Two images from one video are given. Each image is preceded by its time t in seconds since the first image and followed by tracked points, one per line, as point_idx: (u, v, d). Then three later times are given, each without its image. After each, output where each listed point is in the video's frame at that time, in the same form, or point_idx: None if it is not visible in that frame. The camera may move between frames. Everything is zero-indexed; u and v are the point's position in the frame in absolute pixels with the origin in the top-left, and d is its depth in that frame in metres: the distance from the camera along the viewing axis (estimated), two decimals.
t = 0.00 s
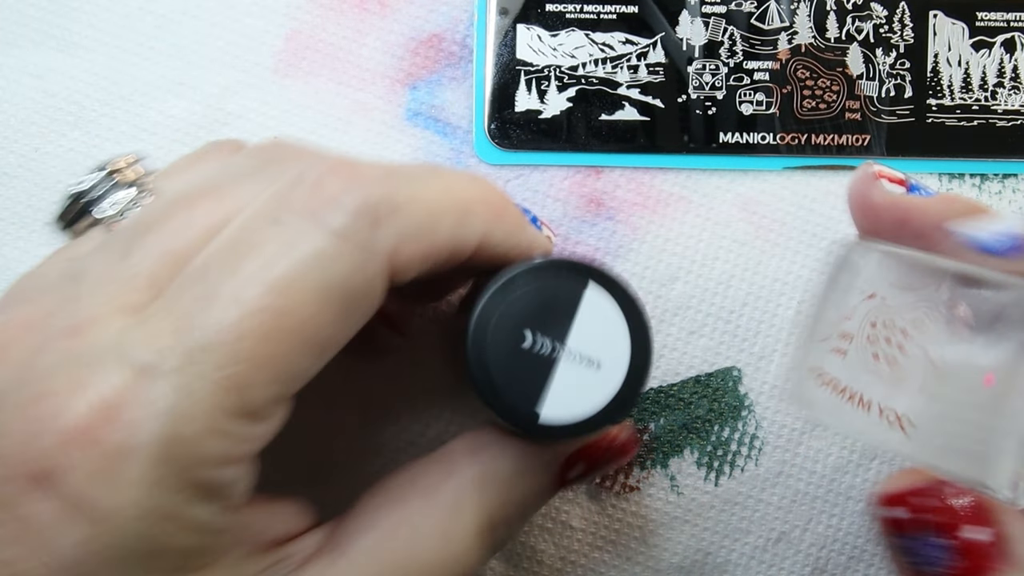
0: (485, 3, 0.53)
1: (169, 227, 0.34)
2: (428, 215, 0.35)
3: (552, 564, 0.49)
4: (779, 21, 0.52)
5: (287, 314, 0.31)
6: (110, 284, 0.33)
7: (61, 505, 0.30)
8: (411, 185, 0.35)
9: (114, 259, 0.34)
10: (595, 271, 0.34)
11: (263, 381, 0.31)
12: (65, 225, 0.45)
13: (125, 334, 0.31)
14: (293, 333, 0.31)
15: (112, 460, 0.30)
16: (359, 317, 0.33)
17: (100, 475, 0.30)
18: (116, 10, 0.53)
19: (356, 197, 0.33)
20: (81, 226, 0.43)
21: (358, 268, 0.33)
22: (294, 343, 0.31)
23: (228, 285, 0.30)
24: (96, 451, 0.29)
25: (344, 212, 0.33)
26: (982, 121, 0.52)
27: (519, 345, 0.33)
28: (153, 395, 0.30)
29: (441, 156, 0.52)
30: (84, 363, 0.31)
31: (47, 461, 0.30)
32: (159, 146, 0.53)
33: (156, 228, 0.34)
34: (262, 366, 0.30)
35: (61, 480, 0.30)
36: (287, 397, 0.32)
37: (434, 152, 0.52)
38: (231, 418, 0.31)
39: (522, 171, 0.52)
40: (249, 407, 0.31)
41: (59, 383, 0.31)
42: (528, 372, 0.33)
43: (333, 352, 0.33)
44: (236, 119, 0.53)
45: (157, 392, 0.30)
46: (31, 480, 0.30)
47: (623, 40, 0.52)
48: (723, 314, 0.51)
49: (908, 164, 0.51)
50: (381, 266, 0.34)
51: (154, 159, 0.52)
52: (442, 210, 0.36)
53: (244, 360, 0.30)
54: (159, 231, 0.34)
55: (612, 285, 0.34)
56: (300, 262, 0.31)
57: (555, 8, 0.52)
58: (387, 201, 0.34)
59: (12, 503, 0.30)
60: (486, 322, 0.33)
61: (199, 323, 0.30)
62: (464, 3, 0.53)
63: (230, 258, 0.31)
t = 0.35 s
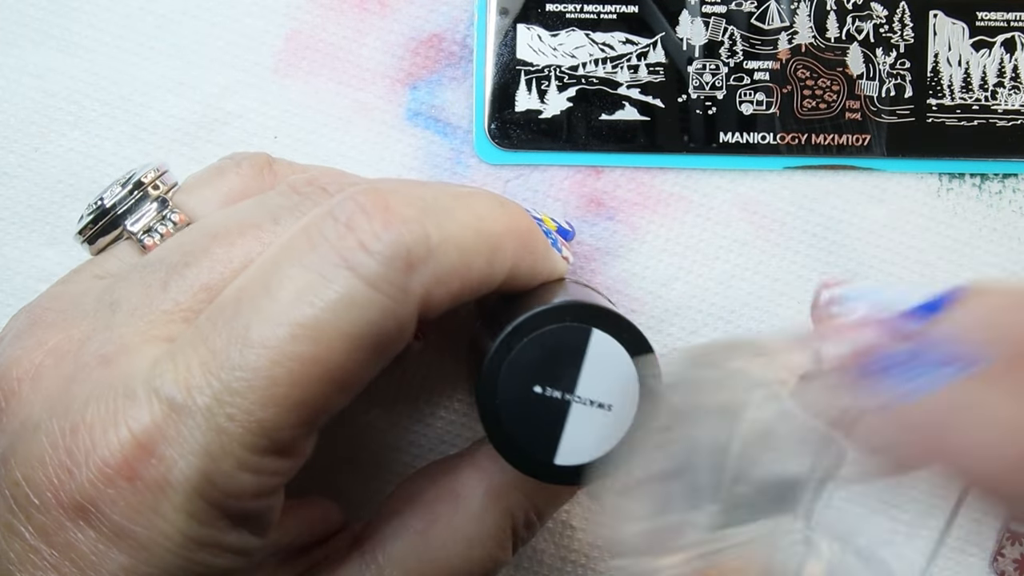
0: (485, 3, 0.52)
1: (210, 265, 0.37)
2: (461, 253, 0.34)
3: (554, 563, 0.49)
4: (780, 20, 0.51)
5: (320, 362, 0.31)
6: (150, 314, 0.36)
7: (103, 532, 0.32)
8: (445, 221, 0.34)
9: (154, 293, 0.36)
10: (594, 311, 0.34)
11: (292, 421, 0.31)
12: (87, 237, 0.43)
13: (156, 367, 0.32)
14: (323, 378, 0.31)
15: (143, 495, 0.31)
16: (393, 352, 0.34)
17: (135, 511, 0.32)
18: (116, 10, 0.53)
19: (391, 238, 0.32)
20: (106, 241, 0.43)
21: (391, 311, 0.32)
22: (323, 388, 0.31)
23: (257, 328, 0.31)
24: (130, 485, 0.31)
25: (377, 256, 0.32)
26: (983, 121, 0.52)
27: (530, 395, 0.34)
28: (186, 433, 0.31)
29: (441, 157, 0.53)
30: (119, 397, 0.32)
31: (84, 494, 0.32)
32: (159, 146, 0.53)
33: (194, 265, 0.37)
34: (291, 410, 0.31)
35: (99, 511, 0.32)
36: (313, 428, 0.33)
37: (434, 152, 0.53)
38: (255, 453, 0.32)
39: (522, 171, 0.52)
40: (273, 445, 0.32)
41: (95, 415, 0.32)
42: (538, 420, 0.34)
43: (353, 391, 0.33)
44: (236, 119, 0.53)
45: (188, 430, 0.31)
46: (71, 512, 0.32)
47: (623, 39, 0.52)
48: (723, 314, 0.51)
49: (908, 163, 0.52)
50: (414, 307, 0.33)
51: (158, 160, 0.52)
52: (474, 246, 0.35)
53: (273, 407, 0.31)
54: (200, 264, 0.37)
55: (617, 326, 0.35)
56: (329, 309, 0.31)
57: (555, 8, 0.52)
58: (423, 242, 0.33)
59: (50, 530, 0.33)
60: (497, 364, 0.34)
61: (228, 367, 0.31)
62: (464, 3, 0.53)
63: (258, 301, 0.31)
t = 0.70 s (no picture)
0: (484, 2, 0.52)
1: (214, 265, 0.36)
2: (467, 253, 0.35)
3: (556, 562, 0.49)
4: (780, 20, 0.51)
5: (328, 363, 0.30)
6: (153, 318, 0.35)
7: (113, 538, 0.32)
8: (450, 220, 0.34)
9: (157, 295, 0.36)
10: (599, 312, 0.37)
11: (300, 423, 0.31)
12: (87, 238, 0.43)
13: (162, 370, 0.32)
14: (331, 378, 0.31)
15: (153, 500, 0.31)
16: (399, 351, 0.34)
17: (145, 516, 0.31)
18: (116, 10, 0.53)
19: (396, 236, 0.32)
20: (107, 243, 0.43)
21: (399, 311, 0.32)
22: (330, 388, 0.31)
23: (264, 329, 0.30)
24: (140, 490, 0.31)
25: (384, 254, 0.31)
26: (983, 121, 0.52)
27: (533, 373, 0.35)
28: (197, 438, 0.30)
29: (441, 157, 0.53)
30: (126, 401, 0.32)
31: (93, 499, 0.31)
32: (158, 146, 0.53)
33: (198, 268, 0.36)
34: (299, 410, 0.31)
35: (108, 516, 0.31)
36: (322, 430, 0.33)
37: (434, 152, 0.53)
38: (265, 457, 0.31)
39: (523, 172, 0.52)
40: (283, 447, 0.31)
41: (102, 421, 0.32)
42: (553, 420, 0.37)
43: (360, 391, 0.33)
44: (236, 119, 0.53)
45: (199, 435, 0.30)
46: (80, 517, 0.32)
47: (623, 39, 0.51)
48: (723, 314, 0.51)
49: (908, 164, 0.52)
50: (420, 307, 0.33)
51: (158, 160, 0.52)
52: (480, 247, 0.36)
53: (282, 409, 0.30)
54: (204, 267, 0.36)
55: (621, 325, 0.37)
56: (336, 308, 0.30)
57: (555, 7, 0.51)
58: (428, 242, 0.33)
59: (60, 536, 0.32)
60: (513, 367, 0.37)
61: (236, 369, 0.30)
62: (464, 3, 0.53)
63: (263, 302, 0.31)
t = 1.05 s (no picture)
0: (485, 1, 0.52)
1: (218, 268, 0.36)
2: (466, 250, 0.35)
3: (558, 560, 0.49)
4: (782, 18, 0.51)
5: (329, 360, 0.31)
6: (155, 322, 0.35)
7: (118, 543, 0.31)
8: (449, 216, 0.34)
9: (160, 298, 0.36)
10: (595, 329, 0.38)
11: (303, 422, 0.31)
12: (90, 242, 0.43)
13: (164, 372, 0.31)
14: (332, 375, 0.31)
15: (158, 504, 0.31)
16: (398, 349, 0.34)
17: (151, 521, 0.31)
18: (116, 9, 0.53)
19: (395, 233, 0.32)
20: (110, 248, 0.43)
21: (399, 308, 0.32)
22: (332, 387, 0.31)
23: (264, 328, 0.30)
24: (145, 494, 0.31)
25: (383, 250, 0.31)
26: (986, 119, 0.51)
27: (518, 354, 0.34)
28: (199, 439, 0.30)
29: (441, 155, 0.52)
30: (128, 405, 0.31)
31: (97, 504, 0.31)
32: (157, 145, 0.53)
33: (202, 273, 0.36)
34: (301, 408, 0.31)
35: (112, 521, 0.31)
36: (325, 428, 0.33)
37: (434, 150, 0.53)
38: (269, 458, 0.31)
39: (524, 170, 0.52)
40: (287, 447, 0.31)
41: (105, 426, 0.31)
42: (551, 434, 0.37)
43: (363, 392, 0.33)
44: (236, 117, 0.53)
45: (203, 437, 0.30)
46: (83, 522, 0.31)
47: (624, 37, 0.51)
48: (725, 313, 0.51)
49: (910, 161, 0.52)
50: (419, 304, 0.33)
51: (157, 159, 0.52)
52: (479, 245, 0.36)
53: (284, 407, 0.30)
54: (209, 272, 0.36)
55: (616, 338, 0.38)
56: (335, 305, 0.30)
57: (556, 5, 0.51)
58: (427, 238, 0.33)
59: (63, 542, 0.32)
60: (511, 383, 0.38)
61: (238, 369, 0.30)
62: (464, 1, 0.53)
63: (263, 301, 0.30)
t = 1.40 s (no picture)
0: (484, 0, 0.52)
1: (218, 269, 0.36)
2: (468, 250, 0.35)
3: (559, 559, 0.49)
4: (782, 18, 0.51)
5: (331, 360, 0.30)
6: (156, 322, 0.35)
7: (120, 543, 0.31)
8: (451, 215, 0.34)
9: (160, 299, 0.36)
10: (594, 329, 0.38)
11: (305, 422, 0.31)
12: (89, 241, 0.43)
13: (165, 373, 0.31)
14: (334, 375, 0.31)
15: (159, 505, 0.30)
16: (399, 349, 0.34)
17: (153, 521, 0.31)
18: (115, 9, 0.53)
19: (397, 232, 0.32)
20: (110, 248, 0.43)
21: (400, 307, 0.32)
22: (333, 388, 0.31)
23: (265, 328, 0.30)
24: (146, 495, 0.30)
25: (384, 250, 0.31)
26: (987, 119, 0.51)
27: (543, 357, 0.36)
28: (200, 439, 0.30)
29: (442, 155, 0.52)
30: (130, 405, 0.31)
31: (99, 504, 0.31)
32: (157, 145, 0.52)
33: (203, 274, 0.36)
34: (303, 408, 0.31)
35: (114, 521, 0.31)
36: (327, 428, 0.33)
37: (434, 151, 0.52)
38: (271, 457, 0.31)
39: (524, 170, 0.52)
40: (288, 447, 0.31)
41: (106, 426, 0.31)
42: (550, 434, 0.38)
43: (363, 392, 0.33)
44: (235, 117, 0.53)
45: (204, 436, 0.30)
46: (85, 522, 0.31)
47: (623, 37, 0.51)
48: (726, 313, 0.51)
49: (911, 161, 0.52)
50: (420, 303, 0.33)
51: (157, 159, 0.52)
52: (480, 245, 0.36)
53: (285, 407, 0.30)
54: (209, 272, 0.36)
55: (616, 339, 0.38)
56: (336, 305, 0.30)
57: (556, 5, 0.51)
58: (429, 238, 0.33)
59: (65, 542, 0.31)
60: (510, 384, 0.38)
61: (239, 369, 0.30)
62: (463, 1, 0.53)
63: (264, 301, 0.30)
